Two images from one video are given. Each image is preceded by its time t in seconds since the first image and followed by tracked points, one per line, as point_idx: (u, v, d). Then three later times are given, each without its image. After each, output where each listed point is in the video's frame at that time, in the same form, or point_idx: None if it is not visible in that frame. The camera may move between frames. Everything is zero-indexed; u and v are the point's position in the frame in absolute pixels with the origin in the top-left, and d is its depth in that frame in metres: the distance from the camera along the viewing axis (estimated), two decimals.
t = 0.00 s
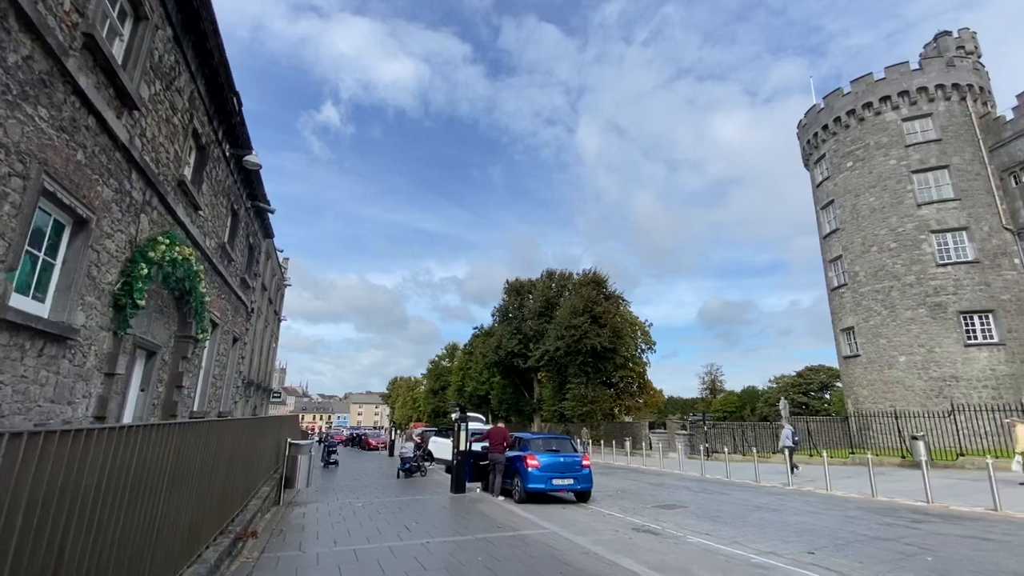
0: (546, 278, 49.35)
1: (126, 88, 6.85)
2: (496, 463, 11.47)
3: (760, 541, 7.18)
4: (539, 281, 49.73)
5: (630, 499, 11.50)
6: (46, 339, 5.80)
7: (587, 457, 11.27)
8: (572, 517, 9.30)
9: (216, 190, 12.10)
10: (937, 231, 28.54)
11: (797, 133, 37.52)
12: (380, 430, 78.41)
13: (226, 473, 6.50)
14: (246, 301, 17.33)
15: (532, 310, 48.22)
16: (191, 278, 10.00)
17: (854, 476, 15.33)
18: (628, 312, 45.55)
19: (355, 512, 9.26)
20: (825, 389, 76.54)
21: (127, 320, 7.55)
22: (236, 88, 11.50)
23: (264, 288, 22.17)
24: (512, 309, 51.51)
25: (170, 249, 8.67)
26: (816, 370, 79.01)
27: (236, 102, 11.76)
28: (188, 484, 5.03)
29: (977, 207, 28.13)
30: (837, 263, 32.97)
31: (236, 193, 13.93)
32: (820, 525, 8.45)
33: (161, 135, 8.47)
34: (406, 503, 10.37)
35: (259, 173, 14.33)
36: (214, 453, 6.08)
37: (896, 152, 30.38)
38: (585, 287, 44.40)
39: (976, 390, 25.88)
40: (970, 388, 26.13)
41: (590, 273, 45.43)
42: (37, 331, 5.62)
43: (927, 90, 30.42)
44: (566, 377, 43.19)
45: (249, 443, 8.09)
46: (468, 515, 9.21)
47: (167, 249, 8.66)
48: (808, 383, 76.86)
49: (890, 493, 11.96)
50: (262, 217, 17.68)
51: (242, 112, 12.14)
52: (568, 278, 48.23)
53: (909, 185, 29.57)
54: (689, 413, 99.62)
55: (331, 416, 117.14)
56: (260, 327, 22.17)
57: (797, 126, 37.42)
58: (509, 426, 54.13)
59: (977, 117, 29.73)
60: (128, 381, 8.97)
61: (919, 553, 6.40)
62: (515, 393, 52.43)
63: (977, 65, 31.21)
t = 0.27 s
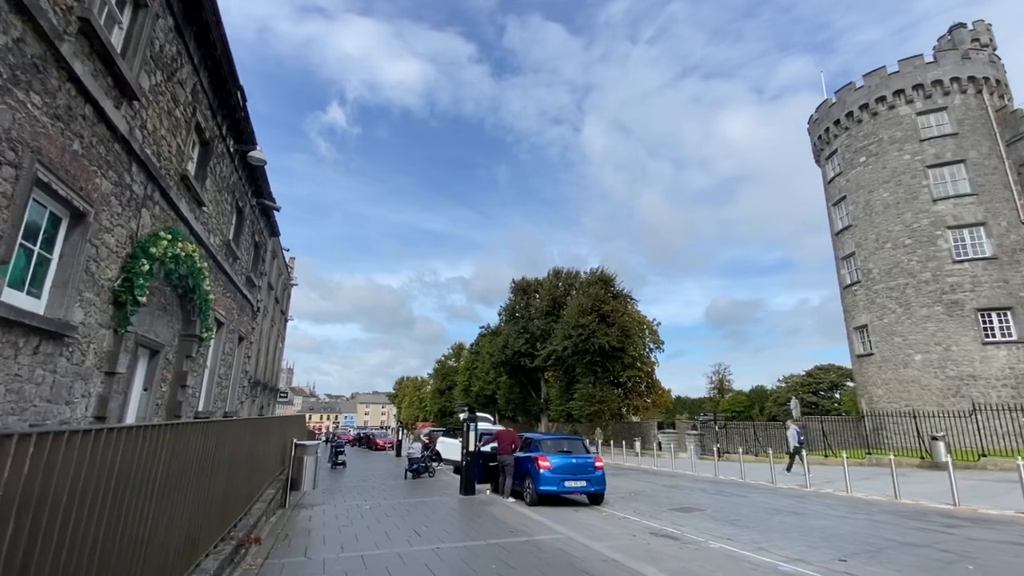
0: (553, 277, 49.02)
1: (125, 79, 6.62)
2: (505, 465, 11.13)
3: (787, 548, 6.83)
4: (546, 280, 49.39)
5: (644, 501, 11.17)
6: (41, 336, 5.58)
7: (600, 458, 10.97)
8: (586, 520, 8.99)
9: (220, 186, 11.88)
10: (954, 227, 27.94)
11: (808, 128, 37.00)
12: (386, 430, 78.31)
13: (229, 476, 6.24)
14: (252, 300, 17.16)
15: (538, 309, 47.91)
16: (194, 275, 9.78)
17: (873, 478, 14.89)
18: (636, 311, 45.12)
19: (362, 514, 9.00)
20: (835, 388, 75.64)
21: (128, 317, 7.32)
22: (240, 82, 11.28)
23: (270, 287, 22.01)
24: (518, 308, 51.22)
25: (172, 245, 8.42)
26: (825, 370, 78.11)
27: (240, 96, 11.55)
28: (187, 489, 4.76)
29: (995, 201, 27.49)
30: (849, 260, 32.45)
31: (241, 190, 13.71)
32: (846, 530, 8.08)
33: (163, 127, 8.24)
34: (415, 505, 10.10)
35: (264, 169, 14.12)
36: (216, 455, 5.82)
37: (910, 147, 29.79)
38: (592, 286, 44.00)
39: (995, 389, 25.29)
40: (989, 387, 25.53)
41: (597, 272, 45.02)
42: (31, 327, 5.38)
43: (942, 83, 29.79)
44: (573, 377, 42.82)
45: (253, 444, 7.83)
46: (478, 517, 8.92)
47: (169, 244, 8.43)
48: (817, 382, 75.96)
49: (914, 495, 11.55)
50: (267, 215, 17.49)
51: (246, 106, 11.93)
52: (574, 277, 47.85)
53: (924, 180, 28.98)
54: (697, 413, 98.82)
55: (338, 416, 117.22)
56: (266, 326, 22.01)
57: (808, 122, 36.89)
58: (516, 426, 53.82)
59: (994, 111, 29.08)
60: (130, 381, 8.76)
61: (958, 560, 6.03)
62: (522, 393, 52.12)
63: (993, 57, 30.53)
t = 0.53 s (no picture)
0: (560, 276, 48.69)
1: (126, 70, 6.42)
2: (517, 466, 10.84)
3: (816, 555, 6.50)
4: (553, 279, 49.07)
5: (660, 504, 10.86)
6: (39, 334, 5.37)
7: (614, 459, 10.68)
8: (602, 524, 8.70)
9: (226, 183, 11.71)
10: (972, 222, 27.31)
11: (820, 124, 36.43)
12: (394, 430, 78.29)
13: (232, 479, 6.02)
14: (260, 299, 17.03)
15: (546, 308, 47.60)
16: (200, 273, 9.60)
17: (894, 479, 14.47)
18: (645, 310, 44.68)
19: (372, 517, 8.78)
20: (846, 388, 74.71)
21: (131, 315, 7.13)
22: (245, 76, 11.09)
23: (278, 286, 21.91)
24: (526, 307, 50.93)
25: (177, 242, 8.24)
26: (836, 369, 77.11)
27: (246, 91, 11.36)
28: (187, 493, 4.54)
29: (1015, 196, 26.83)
30: (863, 257, 31.87)
31: (247, 187, 13.54)
32: (876, 535, 7.72)
33: (167, 121, 8.06)
34: (425, 507, 9.86)
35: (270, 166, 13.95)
36: (220, 456, 5.60)
37: (926, 141, 29.18)
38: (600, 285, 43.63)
39: (1016, 388, 24.67)
40: (1010, 386, 24.92)
41: (605, 270, 44.64)
42: (28, 324, 5.17)
43: (959, 76, 29.15)
44: (582, 376, 42.48)
45: (258, 446, 7.62)
46: (490, 520, 8.65)
47: (174, 241, 8.24)
48: (828, 382, 75.03)
49: (941, 498, 11.15)
50: (274, 213, 17.36)
51: (252, 101, 11.74)
52: (582, 276, 47.50)
53: (941, 174, 28.36)
54: (706, 413, 98.01)
55: (346, 416, 117.52)
56: (274, 326, 21.90)
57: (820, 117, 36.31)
58: (524, 426, 53.56)
59: (1013, 103, 28.39)
60: (135, 381, 8.58)
61: (1002, 570, 5.67)
62: (530, 392, 51.85)
63: (1011, 49, 29.83)
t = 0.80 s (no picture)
0: (568, 275, 48.37)
1: (127, 59, 6.26)
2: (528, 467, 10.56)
3: (845, 560, 6.20)
4: (561, 278, 48.75)
5: (675, 505, 10.59)
6: (38, 330, 5.22)
7: (628, 460, 10.41)
8: (616, 527, 8.45)
9: (232, 179, 11.57)
10: (991, 217, 26.66)
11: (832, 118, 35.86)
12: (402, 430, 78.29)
13: (236, 479, 5.82)
14: (267, 297, 16.93)
15: (554, 307, 47.29)
16: (205, 270, 9.46)
17: (916, 481, 14.04)
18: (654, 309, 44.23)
19: (380, 518, 8.59)
20: (858, 387, 73.65)
21: (134, 311, 6.97)
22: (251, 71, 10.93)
23: (286, 285, 21.84)
24: (534, 306, 50.66)
25: (181, 237, 8.07)
26: (848, 368, 76.02)
27: (251, 86, 11.21)
28: (190, 492, 4.34)
29: None
30: (878, 253, 31.30)
31: (253, 184, 13.41)
32: (904, 540, 7.39)
33: (171, 114, 7.90)
34: (435, 508, 9.65)
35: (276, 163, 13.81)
36: (222, 457, 5.40)
37: (942, 135, 28.55)
38: (609, 283, 43.26)
39: None
40: None
41: (614, 268, 44.25)
42: (25, 320, 5.01)
43: (977, 68, 28.51)
44: (590, 376, 42.13)
45: (264, 446, 7.44)
46: (501, 522, 8.40)
47: (177, 237, 8.09)
48: (840, 381, 73.98)
49: (967, 500, 10.76)
50: (281, 212, 17.25)
51: (257, 96, 11.59)
52: (590, 274, 47.14)
53: (958, 168, 27.73)
54: (715, 413, 97.11)
55: (354, 415, 117.76)
56: (281, 325, 21.81)
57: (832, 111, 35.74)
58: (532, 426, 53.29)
59: None
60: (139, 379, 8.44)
61: None
62: (538, 392, 51.56)
63: None
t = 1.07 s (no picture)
0: (577, 274, 47.99)
1: (127, 47, 6.05)
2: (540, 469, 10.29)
3: (879, 570, 5.85)
4: (569, 277, 48.38)
5: (692, 508, 10.28)
6: (32, 328, 5.01)
7: (644, 461, 10.09)
8: (634, 532, 8.15)
9: (237, 176, 11.39)
10: (1012, 211, 25.96)
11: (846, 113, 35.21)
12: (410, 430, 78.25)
13: (237, 482, 5.57)
14: (275, 296, 16.78)
15: (563, 306, 46.92)
16: (210, 267, 9.28)
17: (941, 483, 13.57)
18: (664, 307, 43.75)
19: (389, 522, 8.34)
20: (872, 386, 72.52)
21: (137, 309, 6.78)
22: (255, 64, 10.72)
23: (294, 285, 21.76)
24: (542, 305, 50.33)
25: (184, 234, 7.86)
26: (861, 366, 74.85)
27: (256, 81, 11.01)
28: (185, 499, 4.09)
29: None
30: (894, 249, 30.66)
31: (260, 182, 13.25)
32: (939, 547, 7.01)
33: (174, 107, 7.71)
34: (445, 511, 9.39)
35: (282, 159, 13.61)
36: (223, 459, 5.16)
37: (960, 128, 27.87)
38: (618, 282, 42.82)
39: None
40: None
41: (623, 267, 43.82)
42: (19, 317, 4.81)
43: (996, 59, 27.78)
44: (600, 375, 41.74)
45: (269, 447, 7.22)
46: (515, 526, 8.13)
47: (181, 233, 7.89)
48: (853, 380, 72.87)
49: (998, 503, 10.32)
50: (289, 210, 17.11)
51: (262, 91, 11.38)
52: (599, 273, 46.73)
53: (978, 162, 27.04)
54: (726, 412, 96.16)
55: (363, 415, 118.11)
56: (290, 325, 21.72)
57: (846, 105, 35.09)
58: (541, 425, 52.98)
59: None
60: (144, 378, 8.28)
61: None
62: (547, 391, 51.24)
63: None
